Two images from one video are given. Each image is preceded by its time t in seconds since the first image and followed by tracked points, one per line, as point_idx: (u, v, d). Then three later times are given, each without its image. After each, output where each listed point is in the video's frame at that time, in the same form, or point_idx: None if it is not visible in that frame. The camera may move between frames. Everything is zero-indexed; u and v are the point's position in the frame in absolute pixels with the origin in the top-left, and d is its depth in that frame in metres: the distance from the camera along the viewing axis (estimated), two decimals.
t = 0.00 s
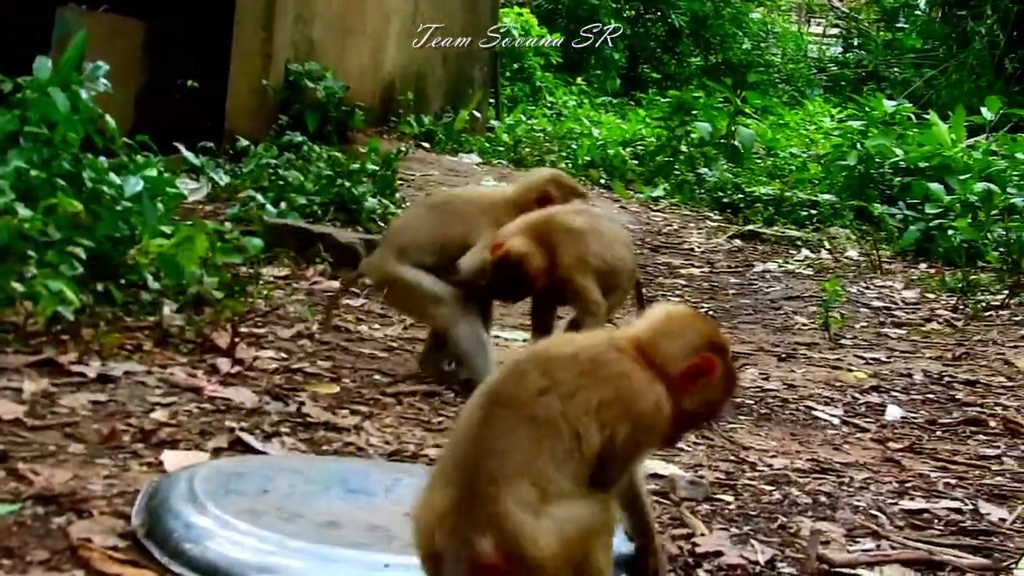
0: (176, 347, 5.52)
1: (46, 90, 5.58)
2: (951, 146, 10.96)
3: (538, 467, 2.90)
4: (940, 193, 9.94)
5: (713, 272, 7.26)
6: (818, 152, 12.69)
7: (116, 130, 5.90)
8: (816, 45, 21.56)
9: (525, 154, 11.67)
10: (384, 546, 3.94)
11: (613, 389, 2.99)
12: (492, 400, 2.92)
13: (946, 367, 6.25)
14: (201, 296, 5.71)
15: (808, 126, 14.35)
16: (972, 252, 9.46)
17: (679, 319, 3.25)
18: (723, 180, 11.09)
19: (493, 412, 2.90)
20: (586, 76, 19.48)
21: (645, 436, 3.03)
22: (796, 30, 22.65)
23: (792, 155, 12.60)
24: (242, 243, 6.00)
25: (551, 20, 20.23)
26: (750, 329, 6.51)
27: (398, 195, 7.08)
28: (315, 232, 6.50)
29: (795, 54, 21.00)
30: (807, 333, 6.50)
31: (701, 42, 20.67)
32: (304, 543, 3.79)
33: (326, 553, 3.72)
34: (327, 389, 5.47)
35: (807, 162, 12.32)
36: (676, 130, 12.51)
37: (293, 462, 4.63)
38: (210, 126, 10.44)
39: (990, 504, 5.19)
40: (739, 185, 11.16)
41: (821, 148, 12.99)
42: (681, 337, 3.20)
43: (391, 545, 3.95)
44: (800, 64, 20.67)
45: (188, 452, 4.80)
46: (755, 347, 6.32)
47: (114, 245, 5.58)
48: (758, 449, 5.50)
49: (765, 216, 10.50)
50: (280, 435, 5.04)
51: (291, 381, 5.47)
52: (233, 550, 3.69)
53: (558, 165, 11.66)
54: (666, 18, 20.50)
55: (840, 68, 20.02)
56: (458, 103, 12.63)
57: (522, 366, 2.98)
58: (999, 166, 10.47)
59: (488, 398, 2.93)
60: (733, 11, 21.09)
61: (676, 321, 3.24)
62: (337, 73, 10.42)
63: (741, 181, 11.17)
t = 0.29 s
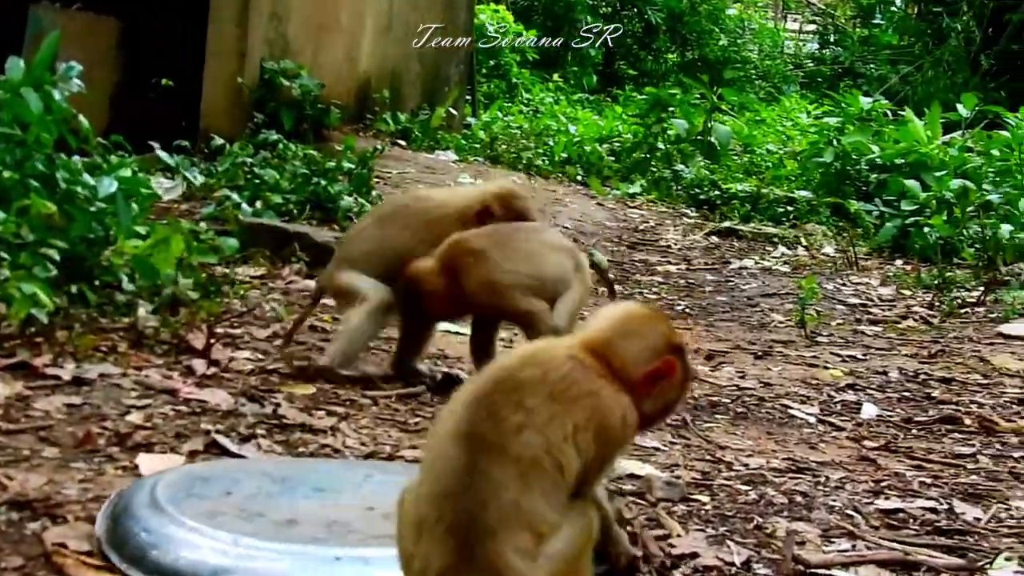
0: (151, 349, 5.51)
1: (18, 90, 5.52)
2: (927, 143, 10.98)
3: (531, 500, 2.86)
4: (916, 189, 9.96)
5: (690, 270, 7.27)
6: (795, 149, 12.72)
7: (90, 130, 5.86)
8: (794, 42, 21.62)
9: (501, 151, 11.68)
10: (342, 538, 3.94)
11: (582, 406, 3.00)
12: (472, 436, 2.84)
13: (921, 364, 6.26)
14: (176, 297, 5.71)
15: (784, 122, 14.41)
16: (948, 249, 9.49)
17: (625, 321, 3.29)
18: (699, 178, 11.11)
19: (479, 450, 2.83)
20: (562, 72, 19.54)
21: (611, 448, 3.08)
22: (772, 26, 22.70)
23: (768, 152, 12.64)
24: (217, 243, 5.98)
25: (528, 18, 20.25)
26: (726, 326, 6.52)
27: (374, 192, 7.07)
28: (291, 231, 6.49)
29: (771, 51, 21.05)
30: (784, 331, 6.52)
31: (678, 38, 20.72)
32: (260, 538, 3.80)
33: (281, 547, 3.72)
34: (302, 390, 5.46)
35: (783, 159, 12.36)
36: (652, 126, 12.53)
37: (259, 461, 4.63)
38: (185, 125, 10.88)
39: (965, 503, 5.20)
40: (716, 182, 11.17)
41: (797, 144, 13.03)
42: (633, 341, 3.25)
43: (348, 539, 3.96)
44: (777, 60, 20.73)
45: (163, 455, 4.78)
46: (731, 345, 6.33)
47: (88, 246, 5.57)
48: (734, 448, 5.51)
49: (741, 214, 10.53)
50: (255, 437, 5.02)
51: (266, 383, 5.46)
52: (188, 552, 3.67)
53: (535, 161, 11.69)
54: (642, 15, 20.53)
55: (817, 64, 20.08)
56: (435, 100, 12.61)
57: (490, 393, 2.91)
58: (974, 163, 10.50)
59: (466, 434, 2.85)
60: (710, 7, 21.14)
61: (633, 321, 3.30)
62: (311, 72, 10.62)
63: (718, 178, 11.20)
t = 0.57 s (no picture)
0: (137, 347, 5.50)
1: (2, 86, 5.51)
2: (913, 137, 11.01)
3: (541, 523, 2.85)
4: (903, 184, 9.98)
5: (676, 264, 7.30)
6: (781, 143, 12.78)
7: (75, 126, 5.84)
8: (781, 34, 21.67)
9: (488, 145, 11.70)
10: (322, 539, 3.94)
11: (588, 430, 2.97)
12: (483, 457, 2.82)
13: (907, 360, 6.28)
14: (160, 295, 5.73)
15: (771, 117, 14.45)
16: (934, 244, 9.52)
17: (618, 328, 3.25)
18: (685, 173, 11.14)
19: (492, 475, 2.80)
20: (547, 66, 19.66)
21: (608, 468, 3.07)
22: (759, 18, 22.77)
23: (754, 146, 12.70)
24: (202, 241, 5.98)
25: (514, 12, 20.29)
26: (711, 322, 6.54)
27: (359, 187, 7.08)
28: (277, 226, 6.51)
29: (758, 44, 21.11)
30: (769, 326, 6.54)
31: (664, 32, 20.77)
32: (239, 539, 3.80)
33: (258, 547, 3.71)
34: (286, 389, 5.46)
35: (770, 153, 12.43)
36: (638, 121, 12.58)
37: (245, 461, 4.63)
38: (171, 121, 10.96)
39: (950, 502, 5.20)
40: (702, 177, 11.20)
41: (783, 139, 13.07)
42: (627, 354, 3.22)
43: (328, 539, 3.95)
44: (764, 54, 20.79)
45: (149, 455, 4.76)
46: (717, 342, 6.34)
47: (72, 244, 5.56)
48: (720, 446, 5.52)
49: (727, 208, 10.56)
50: (240, 437, 5.02)
51: (252, 382, 5.45)
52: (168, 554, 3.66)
53: (521, 155, 11.72)
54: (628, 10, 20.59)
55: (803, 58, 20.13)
56: (419, 94, 12.62)
57: (498, 416, 2.87)
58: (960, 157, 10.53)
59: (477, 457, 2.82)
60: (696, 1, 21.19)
61: (639, 321, 3.29)
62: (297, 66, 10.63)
63: (704, 173, 11.25)
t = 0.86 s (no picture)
0: (120, 335, 5.48)
1: None
2: (898, 117, 11.09)
3: (550, 538, 2.67)
4: (888, 164, 10.06)
5: (661, 246, 7.39)
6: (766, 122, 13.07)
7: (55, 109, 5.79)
8: (766, 9, 21.75)
9: (473, 124, 11.77)
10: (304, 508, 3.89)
11: (589, 439, 2.79)
12: (489, 474, 2.63)
13: (890, 344, 6.31)
14: (144, 281, 5.74)
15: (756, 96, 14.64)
16: (919, 225, 9.58)
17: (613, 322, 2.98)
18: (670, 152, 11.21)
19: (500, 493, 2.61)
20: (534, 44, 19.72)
21: (605, 475, 2.89)
22: None
23: (739, 126, 12.95)
24: (185, 226, 5.96)
25: None
26: (694, 304, 6.59)
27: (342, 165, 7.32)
28: (260, 209, 6.59)
29: (744, 21, 21.20)
30: (753, 309, 6.58)
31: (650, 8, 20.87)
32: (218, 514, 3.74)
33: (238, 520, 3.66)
34: (271, 376, 5.46)
35: (755, 132, 12.66)
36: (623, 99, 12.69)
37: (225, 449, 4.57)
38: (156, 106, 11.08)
39: (932, 491, 5.19)
40: (687, 156, 11.28)
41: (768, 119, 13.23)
42: (627, 355, 2.95)
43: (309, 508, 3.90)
44: (749, 30, 20.89)
45: (132, 447, 4.72)
46: (701, 325, 6.37)
47: (56, 230, 5.53)
48: (703, 433, 5.53)
49: (711, 186, 10.62)
50: (224, 426, 5.00)
51: (236, 369, 5.44)
52: (159, 532, 3.53)
53: (506, 134, 11.77)
54: None
55: (789, 35, 20.23)
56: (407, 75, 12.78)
57: (503, 431, 2.67)
58: (946, 136, 10.62)
59: (483, 474, 2.63)
60: None
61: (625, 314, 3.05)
62: (280, 44, 10.98)
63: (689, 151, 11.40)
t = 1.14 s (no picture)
0: (114, 316, 5.43)
1: None
2: (889, 89, 11.25)
3: None
4: (879, 136, 10.23)
5: (652, 219, 7.55)
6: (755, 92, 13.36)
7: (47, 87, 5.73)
8: None
9: (462, 96, 12.13)
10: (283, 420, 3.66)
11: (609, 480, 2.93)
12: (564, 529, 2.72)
13: (883, 321, 6.36)
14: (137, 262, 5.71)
15: (745, 65, 14.89)
16: (910, 198, 9.70)
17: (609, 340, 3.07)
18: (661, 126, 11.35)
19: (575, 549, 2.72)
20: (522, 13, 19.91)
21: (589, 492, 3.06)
22: None
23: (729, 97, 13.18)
24: (178, 204, 5.91)
25: None
26: (687, 280, 6.65)
27: (336, 140, 7.51)
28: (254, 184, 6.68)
29: None
30: (746, 283, 6.64)
31: None
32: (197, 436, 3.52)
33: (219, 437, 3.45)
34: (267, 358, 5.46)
35: (746, 103, 12.92)
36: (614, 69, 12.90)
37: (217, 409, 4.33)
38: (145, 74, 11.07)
39: (927, 473, 5.15)
40: (678, 129, 11.40)
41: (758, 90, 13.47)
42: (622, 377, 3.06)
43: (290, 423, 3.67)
44: None
45: (127, 432, 4.59)
46: (694, 302, 6.41)
47: (47, 210, 5.52)
48: (698, 414, 5.49)
49: (702, 157, 10.73)
50: (220, 411, 4.94)
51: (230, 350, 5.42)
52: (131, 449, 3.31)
53: (496, 106, 12.19)
54: None
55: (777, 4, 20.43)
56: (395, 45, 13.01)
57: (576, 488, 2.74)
58: (936, 108, 10.79)
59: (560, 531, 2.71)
60: None
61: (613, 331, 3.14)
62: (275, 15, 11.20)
63: (680, 124, 11.56)
